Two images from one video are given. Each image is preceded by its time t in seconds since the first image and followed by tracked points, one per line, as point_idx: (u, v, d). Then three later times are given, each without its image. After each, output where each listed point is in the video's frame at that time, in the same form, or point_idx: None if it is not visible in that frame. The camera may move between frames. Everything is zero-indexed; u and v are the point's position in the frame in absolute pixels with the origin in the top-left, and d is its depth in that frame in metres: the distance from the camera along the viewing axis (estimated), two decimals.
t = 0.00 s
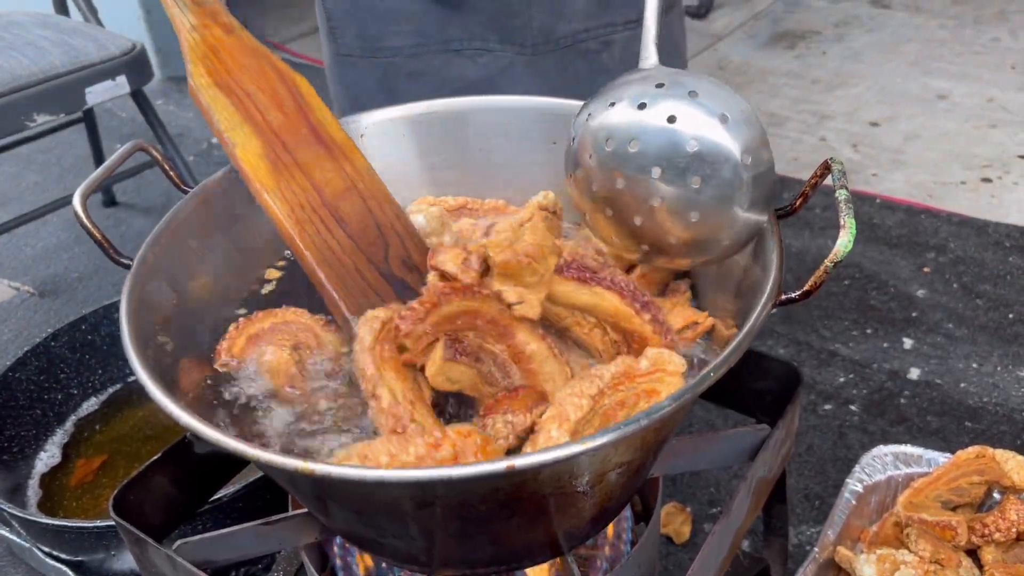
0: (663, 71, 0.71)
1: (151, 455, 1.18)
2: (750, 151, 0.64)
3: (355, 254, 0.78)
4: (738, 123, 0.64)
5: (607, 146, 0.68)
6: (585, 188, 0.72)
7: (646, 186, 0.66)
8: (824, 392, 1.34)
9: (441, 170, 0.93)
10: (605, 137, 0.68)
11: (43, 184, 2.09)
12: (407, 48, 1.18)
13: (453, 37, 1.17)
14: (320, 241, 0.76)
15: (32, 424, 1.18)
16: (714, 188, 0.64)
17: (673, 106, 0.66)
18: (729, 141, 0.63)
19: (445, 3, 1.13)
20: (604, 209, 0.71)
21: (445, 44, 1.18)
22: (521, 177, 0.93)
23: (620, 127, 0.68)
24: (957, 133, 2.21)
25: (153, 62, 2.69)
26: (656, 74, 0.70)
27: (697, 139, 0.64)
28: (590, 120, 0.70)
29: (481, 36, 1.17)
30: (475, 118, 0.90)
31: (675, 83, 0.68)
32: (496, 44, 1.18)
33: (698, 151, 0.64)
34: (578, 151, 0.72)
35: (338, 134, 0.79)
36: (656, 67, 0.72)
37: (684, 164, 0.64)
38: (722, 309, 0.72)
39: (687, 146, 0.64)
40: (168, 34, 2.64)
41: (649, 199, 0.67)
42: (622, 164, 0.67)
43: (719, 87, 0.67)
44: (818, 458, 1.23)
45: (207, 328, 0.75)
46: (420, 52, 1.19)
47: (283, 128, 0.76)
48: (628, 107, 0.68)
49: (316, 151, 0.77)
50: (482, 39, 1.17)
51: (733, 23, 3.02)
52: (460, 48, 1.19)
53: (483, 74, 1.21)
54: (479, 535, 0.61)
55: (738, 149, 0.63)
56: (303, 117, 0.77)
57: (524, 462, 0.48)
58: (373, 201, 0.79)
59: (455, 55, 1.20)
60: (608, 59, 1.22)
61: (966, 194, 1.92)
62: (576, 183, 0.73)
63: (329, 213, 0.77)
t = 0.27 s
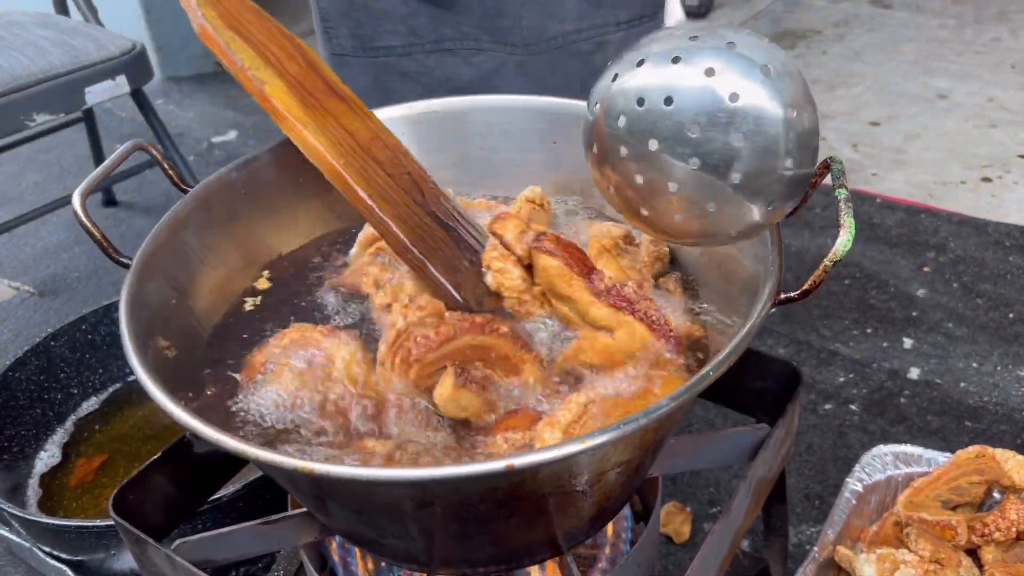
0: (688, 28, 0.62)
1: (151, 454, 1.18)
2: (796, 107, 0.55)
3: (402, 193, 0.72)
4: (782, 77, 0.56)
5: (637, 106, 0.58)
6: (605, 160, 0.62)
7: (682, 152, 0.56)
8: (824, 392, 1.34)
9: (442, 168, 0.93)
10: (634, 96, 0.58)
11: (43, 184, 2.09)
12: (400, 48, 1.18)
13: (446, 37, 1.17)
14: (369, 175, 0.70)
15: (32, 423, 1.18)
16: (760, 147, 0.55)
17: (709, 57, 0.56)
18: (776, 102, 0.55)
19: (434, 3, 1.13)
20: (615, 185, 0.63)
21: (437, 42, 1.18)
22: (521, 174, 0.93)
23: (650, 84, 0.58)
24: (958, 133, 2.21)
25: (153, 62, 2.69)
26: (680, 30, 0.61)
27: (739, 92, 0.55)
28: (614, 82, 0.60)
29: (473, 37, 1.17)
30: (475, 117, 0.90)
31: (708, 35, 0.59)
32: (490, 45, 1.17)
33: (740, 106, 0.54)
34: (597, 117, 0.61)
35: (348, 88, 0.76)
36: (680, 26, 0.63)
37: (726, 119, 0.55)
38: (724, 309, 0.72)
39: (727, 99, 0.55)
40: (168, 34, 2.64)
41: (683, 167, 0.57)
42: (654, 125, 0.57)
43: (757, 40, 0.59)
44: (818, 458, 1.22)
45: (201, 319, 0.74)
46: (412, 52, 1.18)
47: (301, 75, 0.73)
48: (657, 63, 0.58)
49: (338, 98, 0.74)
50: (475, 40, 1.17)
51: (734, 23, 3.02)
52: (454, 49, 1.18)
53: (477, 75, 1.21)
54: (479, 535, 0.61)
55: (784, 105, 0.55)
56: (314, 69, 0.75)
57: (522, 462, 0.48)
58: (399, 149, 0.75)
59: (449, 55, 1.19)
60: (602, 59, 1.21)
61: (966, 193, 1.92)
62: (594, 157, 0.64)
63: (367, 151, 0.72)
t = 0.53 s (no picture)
0: (737, 18, 0.58)
1: (153, 454, 1.18)
2: (861, 90, 0.51)
3: (470, 150, 0.73)
4: (842, 59, 0.52)
5: (687, 103, 0.54)
6: (651, 166, 0.58)
7: (739, 149, 0.52)
8: (825, 392, 1.33)
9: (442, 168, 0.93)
10: (684, 93, 0.54)
11: (44, 184, 2.10)
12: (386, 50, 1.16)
13: (433, 41, 1.14)
14: (444, 137, 0.71)
15: (34, 423, 1.18)
16: (827, 135, 0.51)
17: (762, 44, 0.52)
18: (840, 95, 0.51)
19: (424, 4, 1.12)
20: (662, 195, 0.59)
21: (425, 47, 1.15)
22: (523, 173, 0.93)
23: (700, 78, 0.54)
24: (958, 133, 2.21)
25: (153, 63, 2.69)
26: (723, 21, 0.58)
27: (798, 79, 0.51)
28: (659, 83, 0.57)
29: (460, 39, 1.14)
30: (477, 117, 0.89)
31: (757, 23, 0.55)
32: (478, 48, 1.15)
33: (799, 94, 0.51)
34: (644, 120, 0.58)
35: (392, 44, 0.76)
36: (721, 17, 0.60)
37: (785, 110, 0.51)
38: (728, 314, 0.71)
39: (786, 87, 0.51)
40: (169, 34, 2.64)
41: (740, 166, 0.53)
42: (705, 123, 0.53)
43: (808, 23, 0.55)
44: (819, 458, 1.22)
45: (205, 319, 0.74)
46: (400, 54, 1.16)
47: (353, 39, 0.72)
48: (705, 55, 0.54)
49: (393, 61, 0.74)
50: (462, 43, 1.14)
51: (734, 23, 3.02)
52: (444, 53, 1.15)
53: (467, 79, 1.18)
54: (481, 535, 0.61)
55: (847, 89, 0.51)
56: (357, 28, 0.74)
57: (526, 462, 0.48)
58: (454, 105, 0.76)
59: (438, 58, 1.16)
60: (591, 64, 1.19)
61: (967, 193, 1.92)
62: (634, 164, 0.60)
63: (433, 112, 0.73)
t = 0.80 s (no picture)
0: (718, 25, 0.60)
1: (152, 454, 1.18)
2: (835, 98, 0.53)
3: (497, 229, 0.76)
4: (818, 67, 0.54)
5: (666, 109, 0.57)
6: (633, 169, 0.61)
7: (715, 154, 0.55)
8: (825, 392, 1.33)
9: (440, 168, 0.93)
10: (663, 98, 0.57)
11: (44, 184, 2.10)
12: (381, 48, 1.17)
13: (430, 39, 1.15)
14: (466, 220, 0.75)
15: (34, 423, 1.18)
16: (798, 144, 0.53)
17: (741, 52, 0.54)
18: (814, 100, 0.53)
19: (418, 2, 1.11)
20: (649, 198, 0.61)
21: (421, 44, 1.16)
22: (522, 172, 0.93)
23: (679, 85, 0.56)
24: (958, 132, 2.21)
25: (154, 63, 2.69)
26: (707, 27, 0.60)
27: (774, 87, 0.53)
28: (641, 87, 0.59)
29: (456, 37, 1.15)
30: (476, 117, 0.89)
31: (739, 30, 0.57)
32: (473, 45, 1.16)
33: (775, 101, 0.53)
34: (627, 124, 0.60)
35: (445, 128, 0.80)
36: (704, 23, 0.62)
37: (760, 117, 0.53)
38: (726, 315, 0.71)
39: (762, 95, 0.53)
40: (169, 34, 2.64)
41: (716, 171, 0.55)
42: (682, 129, 0.56)
43: (787, 31, 0.57)
44: (819, 458, 1.22)
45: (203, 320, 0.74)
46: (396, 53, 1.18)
47: (404, 125, 0.77)
48: (685, 61, 0.57)
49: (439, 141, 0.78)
50: (457, 40, 1.15)
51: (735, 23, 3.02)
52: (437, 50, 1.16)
53: (461, 78, 1.19)
54: (480, 535, 0.61)
55: (821, 97, 0.53)
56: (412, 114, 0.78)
57: (525, 461, 0.48)
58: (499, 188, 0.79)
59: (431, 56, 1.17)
60: (585, 62, 1.18)
61: (967, 193, 1.92)
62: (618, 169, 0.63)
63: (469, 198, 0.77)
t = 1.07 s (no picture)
0: (658, 83, 0.71)
1: (153, 454, 1.18)
2: (754, 159, 0.64)
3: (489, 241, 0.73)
4: (741, 131, 0.64)
5: (607, 161, 0.68)
6: (585, 205, 0.71)
7: (648, 203, 0.66)
8: (825, 392, 1.34)
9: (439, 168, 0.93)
10: (605, 151, 0.68)
11: (44, 185, 2.10)
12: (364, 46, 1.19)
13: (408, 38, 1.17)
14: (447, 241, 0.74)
15: (34, 424, 1.18)
16: (718, 198, 0.64)
17: (672, 117, 0.65)
18: (731, 152, 0.63)
19: None
20: (603, 229, 0.70)
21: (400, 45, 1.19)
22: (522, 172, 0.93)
23: (619, 141, 0.67)
24: (958, 132, 2.21)
25: (154, 64, 2.69)
26: (653, 86, 0.70)
27: (699, 149, 0.64)
28: (588, 138, 0.70)
29: (437, 33, 1.15)
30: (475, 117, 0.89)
31: (675, 94, 0.68)
32: (454, 44, 1.16)
33: (699, 161, 0.64)
34: (580, 167, 0.70)
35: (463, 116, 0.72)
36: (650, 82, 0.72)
37: (685, 175, 0.64)
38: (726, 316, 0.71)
39: (688, 156, 0.64)
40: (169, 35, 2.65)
41: (650, 215, 0.66)
42: (621, 179, 0.67)
43: (719, 97, 0.67)
44: (819, 458, 1.23)
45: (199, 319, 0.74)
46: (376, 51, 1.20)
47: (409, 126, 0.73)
48: (626, 121, 0.68)
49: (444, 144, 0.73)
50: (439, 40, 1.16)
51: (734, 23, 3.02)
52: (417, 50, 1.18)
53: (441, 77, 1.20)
54: (480, 535, 0.61)
55: (742, 156, 0.63)
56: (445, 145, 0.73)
57: (524, 461, 0.48)
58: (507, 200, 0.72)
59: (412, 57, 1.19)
60: (568, 62, 1.19)
61: (967, 193, 1.92)
62: (573, 199, 0.72)
63: (467, 217, 0.73)
